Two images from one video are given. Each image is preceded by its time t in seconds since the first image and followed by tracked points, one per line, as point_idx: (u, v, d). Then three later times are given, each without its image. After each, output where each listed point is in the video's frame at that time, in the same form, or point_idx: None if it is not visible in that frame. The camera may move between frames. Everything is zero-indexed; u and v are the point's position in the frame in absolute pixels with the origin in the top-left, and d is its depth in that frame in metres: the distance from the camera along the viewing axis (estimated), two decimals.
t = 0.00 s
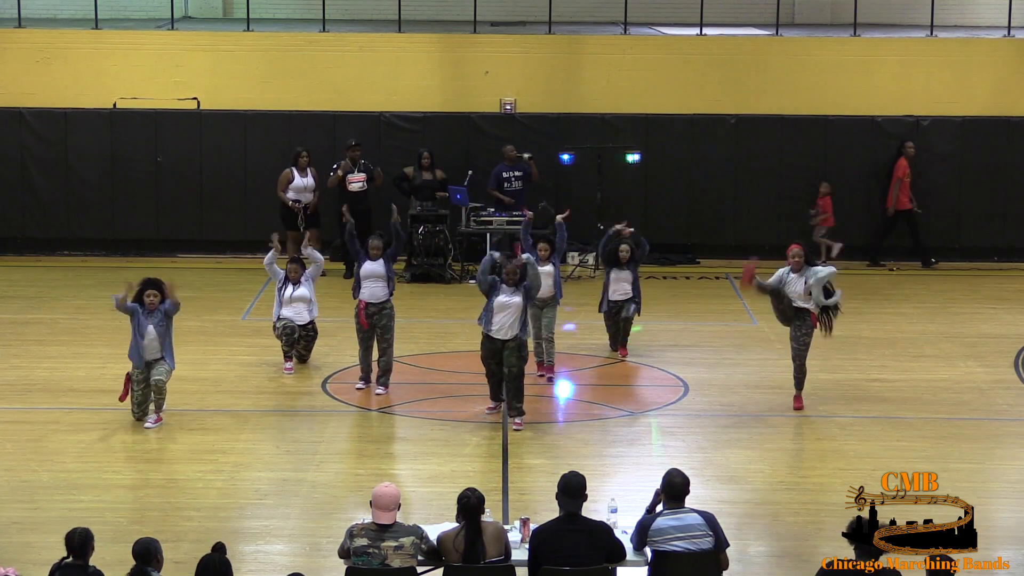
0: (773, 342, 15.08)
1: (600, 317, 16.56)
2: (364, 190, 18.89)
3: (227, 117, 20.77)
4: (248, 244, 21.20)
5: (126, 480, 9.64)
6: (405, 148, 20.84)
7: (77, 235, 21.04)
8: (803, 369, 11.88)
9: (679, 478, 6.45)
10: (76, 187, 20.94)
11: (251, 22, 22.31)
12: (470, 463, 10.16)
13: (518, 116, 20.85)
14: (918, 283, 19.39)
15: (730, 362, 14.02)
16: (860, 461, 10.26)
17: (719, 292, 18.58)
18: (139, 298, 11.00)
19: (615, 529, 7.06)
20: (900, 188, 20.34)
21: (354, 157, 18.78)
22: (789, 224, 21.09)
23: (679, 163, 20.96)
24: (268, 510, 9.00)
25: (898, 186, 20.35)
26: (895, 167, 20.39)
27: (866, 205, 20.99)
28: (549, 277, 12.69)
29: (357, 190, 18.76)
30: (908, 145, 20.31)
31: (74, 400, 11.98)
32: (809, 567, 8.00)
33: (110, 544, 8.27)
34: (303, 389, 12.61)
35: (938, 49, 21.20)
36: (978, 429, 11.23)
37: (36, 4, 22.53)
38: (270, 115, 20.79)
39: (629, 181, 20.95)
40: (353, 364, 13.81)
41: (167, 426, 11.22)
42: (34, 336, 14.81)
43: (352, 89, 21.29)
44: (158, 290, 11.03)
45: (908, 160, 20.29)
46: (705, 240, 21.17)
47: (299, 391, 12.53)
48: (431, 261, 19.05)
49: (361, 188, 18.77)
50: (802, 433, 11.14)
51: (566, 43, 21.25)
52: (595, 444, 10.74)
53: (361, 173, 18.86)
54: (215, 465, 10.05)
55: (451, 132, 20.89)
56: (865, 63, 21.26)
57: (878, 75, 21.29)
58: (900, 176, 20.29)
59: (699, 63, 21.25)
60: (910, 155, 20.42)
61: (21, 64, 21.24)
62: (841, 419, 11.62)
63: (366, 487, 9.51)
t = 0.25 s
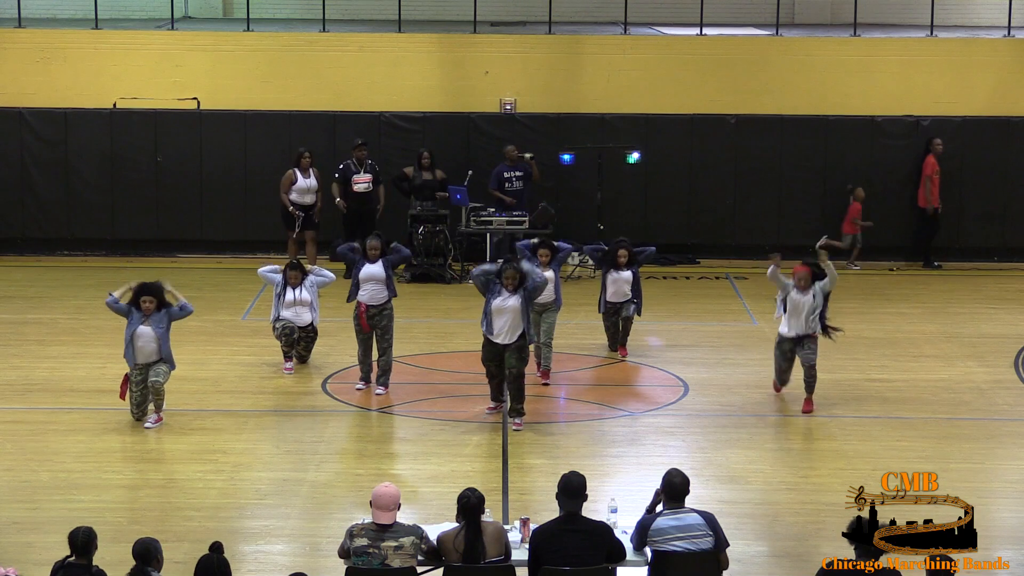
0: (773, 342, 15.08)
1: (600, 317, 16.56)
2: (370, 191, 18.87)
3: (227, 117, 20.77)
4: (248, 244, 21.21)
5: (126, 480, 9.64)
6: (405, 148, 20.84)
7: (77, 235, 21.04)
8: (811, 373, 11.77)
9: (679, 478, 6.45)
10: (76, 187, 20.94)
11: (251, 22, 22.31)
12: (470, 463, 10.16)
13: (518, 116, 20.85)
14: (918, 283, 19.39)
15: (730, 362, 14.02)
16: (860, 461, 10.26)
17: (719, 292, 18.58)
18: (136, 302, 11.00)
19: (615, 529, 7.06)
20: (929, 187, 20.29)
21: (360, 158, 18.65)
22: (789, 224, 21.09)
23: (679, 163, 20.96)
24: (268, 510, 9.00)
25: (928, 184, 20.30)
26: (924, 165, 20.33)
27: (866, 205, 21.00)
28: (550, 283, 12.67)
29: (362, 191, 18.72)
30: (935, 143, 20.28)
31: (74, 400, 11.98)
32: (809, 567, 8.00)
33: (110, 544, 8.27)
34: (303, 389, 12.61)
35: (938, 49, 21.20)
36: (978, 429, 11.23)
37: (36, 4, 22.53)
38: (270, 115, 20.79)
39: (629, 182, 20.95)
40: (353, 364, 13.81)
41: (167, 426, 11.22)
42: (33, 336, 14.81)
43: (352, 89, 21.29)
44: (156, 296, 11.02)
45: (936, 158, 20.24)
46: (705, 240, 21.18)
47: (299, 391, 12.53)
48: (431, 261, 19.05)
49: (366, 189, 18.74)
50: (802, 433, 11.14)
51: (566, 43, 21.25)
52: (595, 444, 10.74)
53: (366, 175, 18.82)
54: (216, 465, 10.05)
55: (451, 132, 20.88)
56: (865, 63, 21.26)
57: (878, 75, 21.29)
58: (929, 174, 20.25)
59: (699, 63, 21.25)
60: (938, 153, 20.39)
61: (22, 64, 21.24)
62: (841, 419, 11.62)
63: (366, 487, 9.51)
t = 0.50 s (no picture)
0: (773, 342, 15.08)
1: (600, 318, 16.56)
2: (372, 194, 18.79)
3: (227, 117, 20.77)
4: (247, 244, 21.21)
5: (126, 480, 9.64)
6: (405, 148, 20.84)
7: (76, 235, 21.04)
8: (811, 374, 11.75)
9: (678, 478, 6.45)
10: (75, 187, 20.94)
11: (251, 22, 22.31)
12: (470, 463, 10.16)
13: (518, 116, 20.85)
14: (918, 283, 19.39)
15: (730, 362, 14.01)
16: (860, 461, 10.26)
17: (719, 292, 18.59)
18: (139, 300, 11.01)
19: (615, 529, 7.07)
20: (957, 188, 20.22)
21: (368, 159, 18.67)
22: (789, 224, 21.09)
23: (679, 163, 20.95)
24: (268, 510, 9.00)
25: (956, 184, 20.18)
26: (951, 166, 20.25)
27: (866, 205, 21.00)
28: (550, 284, 12.64)
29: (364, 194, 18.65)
30: (962, 144, 20.23)
31: (74, 400, 11.98)
32: (809, 567, 8.00)
33: (109, 544, 8.27)
34: (303, 389, 12.61)
35: (938, 49, 21.19)
36: (978, 429, 11.23)
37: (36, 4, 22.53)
38: (270, 115, 20.78)
39: (629, 182, 20.95)
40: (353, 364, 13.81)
41: (167, 425, 11.22)
42: (33, 336, 14.81)
43: (352, 89, 21.29)
44: (159, 295, 10.99)
45: (964, 159, 20.17)
46: (705, 240, 21.18)
47: (299, 391, 12.53)
48: (431, 261, 19.05)
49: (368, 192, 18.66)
50: (802, 433, 11.14)
51: (565, 43, 21.26)
52: (595, 444, 10.74)
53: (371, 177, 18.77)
54: (215, 465, 10.05)
55: (450, 132, 20.88)
56: (865, 63, 21.25)
57: (878, 75, 21.29)
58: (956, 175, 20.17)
59: (699, 63, 21.25)
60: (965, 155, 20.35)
61: (21, 64, 21.25)
62: (841, 418, 11.62)
63: (366, 487, 9.51)
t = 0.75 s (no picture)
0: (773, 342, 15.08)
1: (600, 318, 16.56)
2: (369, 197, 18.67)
3: (227, 116, 20.77)
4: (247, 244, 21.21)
5: (126, 480, 9.63)
6: (405, 148, 20.84)
7: (76, 235, 21.04)
8: (811, 375, 11.75)
9: (678, 477, 6.45)
10: (75, 187, 20.94)
11: (251, 22, 22.31)
12: (470, 463, 10.16)
13: (518, 116, 20.85)
14: (918, 283, 19.38)
15: (730, 362, 14.01)
16: (860, 461, 10.26)
17: (718, 292, 18.58)
18: (141, 285, 11.08)
19: (615, 529, 7.07)
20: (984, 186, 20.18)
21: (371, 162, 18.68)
22: (789, 224, 21.09)
23: (679, 163, 20.95)
24: (268, 510, 9.00)
25: (982, 183, 20.16)
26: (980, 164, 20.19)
27: (866, 205, 21.00)
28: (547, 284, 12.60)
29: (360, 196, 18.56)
30: (991, 143, 20.21)
31: (74, 400, 11.98)
32: (809, 567, 8.00)
33: (109, 544, 8.27)
34: (303, 389, 12.61)
35: (938, 49, 21.19)
36: (978, 429, 11.23)
37: (36, 4, 22.53)
38: (270, 115, 20.78)
39: (629, 182, 20.95)
40: (353, 364, 13.82)
41: (167, 426, 11.22)
42: (33, 336, 14.81)
43: (352, 89, 21.29)
44: (162, 281, 11.08)
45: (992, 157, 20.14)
46: (705, 240, 21.18)
47: (299, 391, 12.53)
48: (431, 261, 19.05)
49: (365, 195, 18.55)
50: (802, 433, 11.14)
51: (565, 43, 21.25)
52: (595, 444, 10.74)
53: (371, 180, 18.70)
54: (215, 465, 10.05)
55: (450, 132, 20.88)
56: (865, 63, 21.25)
57: (878, 75, 21.30)
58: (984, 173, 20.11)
59: (699, 63, 21.25)
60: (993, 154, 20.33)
61: (22, 64, 21.25)
62: (841, 419, 11.62)
63: (366, 487, 9.51)
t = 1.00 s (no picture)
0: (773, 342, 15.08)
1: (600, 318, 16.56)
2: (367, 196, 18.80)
3: (227, 116, 20.77)
4: (247, 244, 21.20)
5: (127, 480, 9.63)
6: (405, 148, 20.84)
7: (76, 235, 21.04)
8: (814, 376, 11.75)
9: (678, 478, 6.45)
10: (75, 187, 20.94)
11: (251, 22, 22.32)
12: (470, 463, 10.16)
13: (518, 116, 20.85)
14: (918, 283, 19.38)
15: (730, 362, 14.01)
16: (860, 461, 10.26)
17: (718, 292, 18.58)
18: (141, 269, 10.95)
19: (615, 529, 7.07)
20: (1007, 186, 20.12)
21: (367, 161, 18.71)
22: (789, 224, 21.08)
23: (679, 163, 20.95)
24: (268, 510, 9.00)
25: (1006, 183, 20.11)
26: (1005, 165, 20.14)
27: (865, 205, 21.00)
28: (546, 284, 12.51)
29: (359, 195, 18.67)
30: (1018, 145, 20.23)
31: (74, 400, 11.98)
32: (809, 567, 8.00)
33: (109, 544, 8.27)
34: (303, 389, 12.61)
35: (938, 49, 21.19)
36: (978, 429, 11.23)
37: (36, 4, 22.53)
38: (270, 115, 20.78)
39: (629, 182, 20.95)
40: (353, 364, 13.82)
41: (167, 426, 11.22)
42: (33, 336, 14.81)
43: (352, 89, 21.29)
44: (162, 267, 10.93)
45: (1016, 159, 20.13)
46: (704, 240, 21.18)
47: (299, 391, 12.53)
48: (431, 261, 19.05)
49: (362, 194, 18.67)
50: (802, 433, 11.14)
51: (565, 43, 21.25)
52: (596, 444, 10.74)
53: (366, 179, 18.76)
54: (215, 465, 10.05)
55: (450, 132, 20.88)
56: (865, 63, 21.25)
57: (878, 75, 21.29)
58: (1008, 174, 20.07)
59: (699, 63, 21.25)
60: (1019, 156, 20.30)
61: (22, 64, 21.25)
62: (841, 418, 11.62)
63: (366, 487, 9.51)
